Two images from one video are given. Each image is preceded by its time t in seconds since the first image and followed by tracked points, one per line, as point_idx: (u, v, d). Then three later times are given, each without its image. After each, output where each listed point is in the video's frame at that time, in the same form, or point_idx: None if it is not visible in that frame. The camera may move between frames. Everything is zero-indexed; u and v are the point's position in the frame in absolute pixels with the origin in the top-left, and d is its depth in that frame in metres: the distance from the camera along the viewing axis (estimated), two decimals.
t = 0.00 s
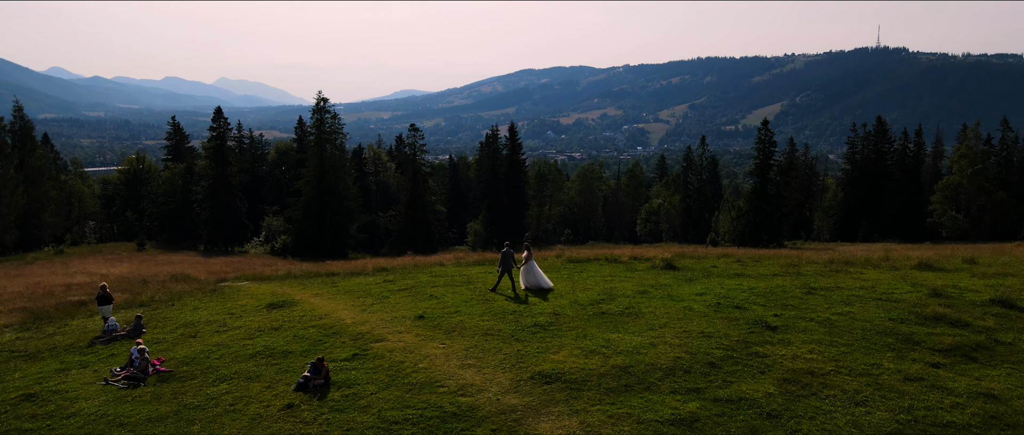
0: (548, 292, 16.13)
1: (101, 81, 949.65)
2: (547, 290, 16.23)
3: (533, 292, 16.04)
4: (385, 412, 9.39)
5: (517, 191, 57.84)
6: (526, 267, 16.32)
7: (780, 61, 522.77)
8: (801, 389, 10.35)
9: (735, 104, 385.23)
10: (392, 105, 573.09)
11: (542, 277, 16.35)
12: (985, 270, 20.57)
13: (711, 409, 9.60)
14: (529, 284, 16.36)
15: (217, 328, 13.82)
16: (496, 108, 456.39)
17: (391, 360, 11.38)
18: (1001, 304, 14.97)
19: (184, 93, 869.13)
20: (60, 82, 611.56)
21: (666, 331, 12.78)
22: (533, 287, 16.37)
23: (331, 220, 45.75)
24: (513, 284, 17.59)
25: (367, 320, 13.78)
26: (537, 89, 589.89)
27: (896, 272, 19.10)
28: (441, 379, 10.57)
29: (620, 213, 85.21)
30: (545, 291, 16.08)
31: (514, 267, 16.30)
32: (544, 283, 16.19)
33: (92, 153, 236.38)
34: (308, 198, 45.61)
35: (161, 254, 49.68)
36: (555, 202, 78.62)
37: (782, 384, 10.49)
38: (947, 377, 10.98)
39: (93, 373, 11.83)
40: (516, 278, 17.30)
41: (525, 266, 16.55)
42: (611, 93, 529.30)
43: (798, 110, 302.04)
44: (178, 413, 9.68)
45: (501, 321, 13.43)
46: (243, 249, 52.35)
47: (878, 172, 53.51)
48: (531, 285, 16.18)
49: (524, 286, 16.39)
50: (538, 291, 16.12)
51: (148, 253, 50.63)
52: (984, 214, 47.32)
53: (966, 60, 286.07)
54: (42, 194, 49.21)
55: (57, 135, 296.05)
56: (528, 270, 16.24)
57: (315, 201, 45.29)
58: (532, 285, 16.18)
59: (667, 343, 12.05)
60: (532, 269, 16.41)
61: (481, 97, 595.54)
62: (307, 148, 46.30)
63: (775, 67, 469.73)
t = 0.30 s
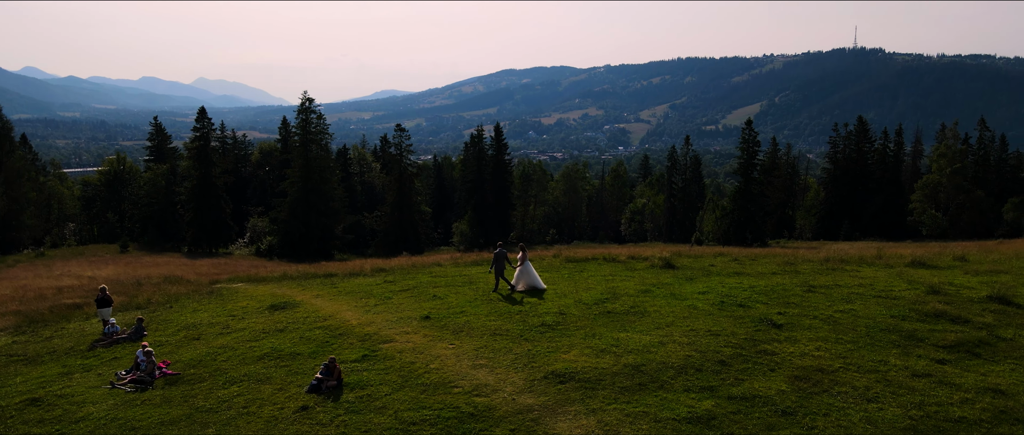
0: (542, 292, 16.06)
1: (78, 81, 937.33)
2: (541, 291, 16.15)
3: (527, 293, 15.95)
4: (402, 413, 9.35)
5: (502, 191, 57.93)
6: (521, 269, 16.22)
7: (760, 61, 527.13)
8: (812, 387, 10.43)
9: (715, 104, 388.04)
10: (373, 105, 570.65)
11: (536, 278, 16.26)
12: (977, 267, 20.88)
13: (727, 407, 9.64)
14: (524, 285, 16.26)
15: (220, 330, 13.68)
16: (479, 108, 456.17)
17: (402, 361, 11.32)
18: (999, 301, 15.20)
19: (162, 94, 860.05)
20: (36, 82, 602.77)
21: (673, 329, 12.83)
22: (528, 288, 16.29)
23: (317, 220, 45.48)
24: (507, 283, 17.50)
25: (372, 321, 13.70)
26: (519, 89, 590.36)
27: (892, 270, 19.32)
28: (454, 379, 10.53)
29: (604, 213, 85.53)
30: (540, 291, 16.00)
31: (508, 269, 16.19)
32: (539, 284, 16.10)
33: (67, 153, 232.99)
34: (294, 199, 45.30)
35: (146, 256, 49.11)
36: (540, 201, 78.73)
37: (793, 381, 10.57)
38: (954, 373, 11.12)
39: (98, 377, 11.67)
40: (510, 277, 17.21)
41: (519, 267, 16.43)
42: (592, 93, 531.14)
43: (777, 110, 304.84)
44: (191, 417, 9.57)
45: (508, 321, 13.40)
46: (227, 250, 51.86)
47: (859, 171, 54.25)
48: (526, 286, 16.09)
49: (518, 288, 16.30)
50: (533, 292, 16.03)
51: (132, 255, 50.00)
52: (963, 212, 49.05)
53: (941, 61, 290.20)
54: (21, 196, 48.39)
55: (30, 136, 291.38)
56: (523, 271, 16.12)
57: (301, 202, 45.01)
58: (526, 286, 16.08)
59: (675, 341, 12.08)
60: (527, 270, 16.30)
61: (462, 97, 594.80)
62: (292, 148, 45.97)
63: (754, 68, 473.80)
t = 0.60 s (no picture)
0: (535, 292, 16.02)
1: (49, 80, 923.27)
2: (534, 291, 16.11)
3: (520, 293, 15.89)
4: (419, 414, 9.31)
5: (488, 191, 57.97)
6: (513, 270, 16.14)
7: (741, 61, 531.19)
8: (824, 384, 10.52)
9: (696, 104, 390.31)
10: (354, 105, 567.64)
11: (530, 278, 16.22)
12: (968, 264, 21.21)
13: (741, 405, 9.70)
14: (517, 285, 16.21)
15: (224, 333, 13.54)
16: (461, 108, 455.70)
17: (413, 362, 11.27)
18: (996, 298, 15.43)
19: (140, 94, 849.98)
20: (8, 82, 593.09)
21: (681, 328, 12.88)
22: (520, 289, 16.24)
23: (303, 221, 45.21)
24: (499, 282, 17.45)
25: (379, 322, 13.62)
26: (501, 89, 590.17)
27: (887, 268, 19.54)
28: (468, 379, 10.50)
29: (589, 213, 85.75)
30: (533, 292, 15.95)
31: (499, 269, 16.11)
32: (531, 284, 16.06)
33: (41, 153, 229.30)
34: (280, 200, 44.99)
35: (130, 258, 48.49)
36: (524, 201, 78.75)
37: (804, 379, 10.65)
38: (960, 369, 11.27)
39: (103, 381, 11.50)
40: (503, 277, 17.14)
41: (512, 267, 16.37)
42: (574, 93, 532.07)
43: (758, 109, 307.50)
44: (204, 420, 9.47)
45: (515, 321, 13.39)
46: (212, 252, 51.34)
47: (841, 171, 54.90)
48: (518, 287, 16.03)
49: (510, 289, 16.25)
50: (526, 292, 15.98)
51: (116, 257, 49.33)
52: (942, 211, 50.79)
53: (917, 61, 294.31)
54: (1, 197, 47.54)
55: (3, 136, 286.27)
56: (516, 272, 16.07)
57: (287, 203, 44.61)
58: (519, 286, 16.02)
59: (684, 340, 12.13)
60: (519, 270, 16.22)
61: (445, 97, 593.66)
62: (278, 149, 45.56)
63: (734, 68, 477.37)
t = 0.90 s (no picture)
0: (531, 293, 15.98)
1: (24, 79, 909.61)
2: (529, 293, 16.08)
3: (515, 295, 15.87)
4: (436, 416, 9.28)
5: (473, 191, 58.09)
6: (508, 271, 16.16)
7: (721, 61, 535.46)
8: (835, 381, 10.61)
9: (677, 104, 392.56)
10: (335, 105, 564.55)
11: (525, 279, 16.19)
12: (960, 262, 21.52)
13: (757, 403, 9.75)
14: (512, 286, 16.22)
15: (229, 335, 13.39)
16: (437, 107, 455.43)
17: (424, 364, 11.20)
18: (993, 295, 15.65)
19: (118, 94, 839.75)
20: None
21: (689, 327, 12.91)
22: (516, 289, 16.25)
23: (289, 222, 44.82)
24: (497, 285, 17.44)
25: (385, 323, 13.53)
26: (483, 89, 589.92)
27: (884, 266, 19.75)
28: (482, 380, 10.45)
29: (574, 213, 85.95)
30: (529, 293, 15.93)
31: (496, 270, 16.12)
32: (526, 286, 16.01)
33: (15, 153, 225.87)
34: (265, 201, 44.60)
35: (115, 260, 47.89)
36: (509, 202, 78.76)
37: (817, 378, 10.72)
38: (966, 366, 11.40)
39: (109, 385, 11.33)
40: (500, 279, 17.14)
41: (508, 267, 16.36)
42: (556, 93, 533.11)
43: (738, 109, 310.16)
44: (219, 424, 9.35)
45: (523, 322, 13.36)
46: (196, 253, 50.80)
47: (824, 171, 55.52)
48: (514, 287, 16.02)
49: (506, 289, 16.25)
50: (521, 294, 15.97)
51: (99, 259, 48.66)
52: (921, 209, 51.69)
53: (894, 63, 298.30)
54: None
55: None
56: (511, 272, 16.07)
57: (272, 204, 44.22)
58: (514, 287, 16.01)
59: (694, 339, 12.17)
60: (515, 270, 16.22)
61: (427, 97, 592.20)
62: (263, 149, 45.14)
63: (715, 69, 480.73)
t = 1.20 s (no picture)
0: (528, 294, 15.97)
1: None
2: (526, 294, 16.04)
3: (512, 295, 15.84)
4: (454, 417, 9.24)
5: (459, 191, 58.32)
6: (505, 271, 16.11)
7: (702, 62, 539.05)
8: (846, 379, 10.70)
9: (658, 104, 394.56)
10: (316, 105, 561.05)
11: (521, 280, 16.15)
12: (953, 260, 21.81)
13: (771, 402, 9.81)
14: (509, 287, 16.16)
15: (233, 338, 13.23)
16: (419, 108, 453.99)
17: (436, 365, 11.14)
18: (990, 292, 15.87)
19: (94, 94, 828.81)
20: None
21: (696, 326, 12.97)
22: (512, 290, 16.18)
23: (274, 223, 44.29)
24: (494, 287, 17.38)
25: (391, 325, 13.46)
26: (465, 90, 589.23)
27: (879, 264, 19.97)
28: (495, 381, 10.41)
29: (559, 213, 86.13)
30: (525, 294, 15.90)
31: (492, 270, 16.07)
32: (523, 286, 15.99)
33: None
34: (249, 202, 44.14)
35: (98, 262, 47.22)
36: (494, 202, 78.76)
37: (827, 376, 10.80)
38: (971, 363, 11.55)
39: (115, 389, 11.16)
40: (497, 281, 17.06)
41: (504, 268, 16.31)
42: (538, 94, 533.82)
43: (719, 109, 312.39)
44: (233, 428, 9.24)
45: (530, 323, 13.36)
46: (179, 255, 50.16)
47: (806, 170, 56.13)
48: (510, 288, 15.97)
49: (502, 289, 16.18)
50: (518, 295, 15.94)
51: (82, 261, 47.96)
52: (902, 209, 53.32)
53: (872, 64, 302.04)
54: None
55: None
56: (507, 272, 16.03)
57: (258, 205, 43.81)
58: (511, 288, 15.98)
59: (702, 339, 12.23)
60: (511, 271, 16.18)
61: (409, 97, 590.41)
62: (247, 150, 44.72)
63: (695, 70, 483.82)
